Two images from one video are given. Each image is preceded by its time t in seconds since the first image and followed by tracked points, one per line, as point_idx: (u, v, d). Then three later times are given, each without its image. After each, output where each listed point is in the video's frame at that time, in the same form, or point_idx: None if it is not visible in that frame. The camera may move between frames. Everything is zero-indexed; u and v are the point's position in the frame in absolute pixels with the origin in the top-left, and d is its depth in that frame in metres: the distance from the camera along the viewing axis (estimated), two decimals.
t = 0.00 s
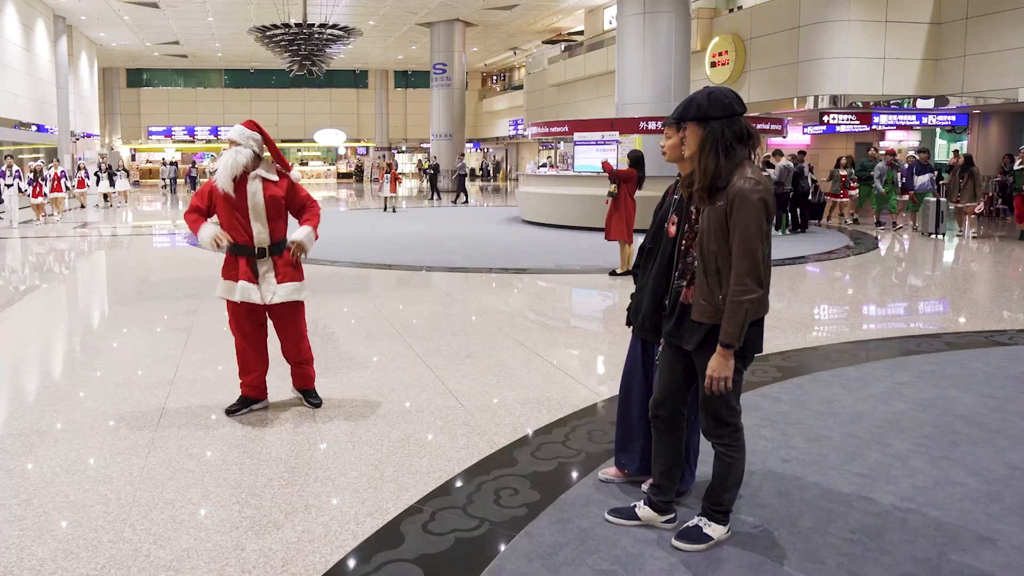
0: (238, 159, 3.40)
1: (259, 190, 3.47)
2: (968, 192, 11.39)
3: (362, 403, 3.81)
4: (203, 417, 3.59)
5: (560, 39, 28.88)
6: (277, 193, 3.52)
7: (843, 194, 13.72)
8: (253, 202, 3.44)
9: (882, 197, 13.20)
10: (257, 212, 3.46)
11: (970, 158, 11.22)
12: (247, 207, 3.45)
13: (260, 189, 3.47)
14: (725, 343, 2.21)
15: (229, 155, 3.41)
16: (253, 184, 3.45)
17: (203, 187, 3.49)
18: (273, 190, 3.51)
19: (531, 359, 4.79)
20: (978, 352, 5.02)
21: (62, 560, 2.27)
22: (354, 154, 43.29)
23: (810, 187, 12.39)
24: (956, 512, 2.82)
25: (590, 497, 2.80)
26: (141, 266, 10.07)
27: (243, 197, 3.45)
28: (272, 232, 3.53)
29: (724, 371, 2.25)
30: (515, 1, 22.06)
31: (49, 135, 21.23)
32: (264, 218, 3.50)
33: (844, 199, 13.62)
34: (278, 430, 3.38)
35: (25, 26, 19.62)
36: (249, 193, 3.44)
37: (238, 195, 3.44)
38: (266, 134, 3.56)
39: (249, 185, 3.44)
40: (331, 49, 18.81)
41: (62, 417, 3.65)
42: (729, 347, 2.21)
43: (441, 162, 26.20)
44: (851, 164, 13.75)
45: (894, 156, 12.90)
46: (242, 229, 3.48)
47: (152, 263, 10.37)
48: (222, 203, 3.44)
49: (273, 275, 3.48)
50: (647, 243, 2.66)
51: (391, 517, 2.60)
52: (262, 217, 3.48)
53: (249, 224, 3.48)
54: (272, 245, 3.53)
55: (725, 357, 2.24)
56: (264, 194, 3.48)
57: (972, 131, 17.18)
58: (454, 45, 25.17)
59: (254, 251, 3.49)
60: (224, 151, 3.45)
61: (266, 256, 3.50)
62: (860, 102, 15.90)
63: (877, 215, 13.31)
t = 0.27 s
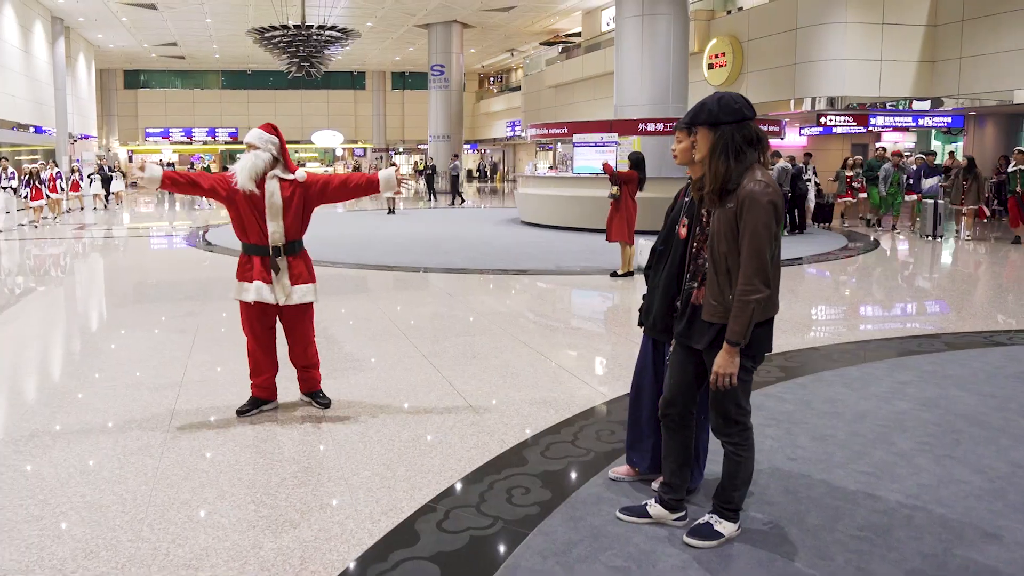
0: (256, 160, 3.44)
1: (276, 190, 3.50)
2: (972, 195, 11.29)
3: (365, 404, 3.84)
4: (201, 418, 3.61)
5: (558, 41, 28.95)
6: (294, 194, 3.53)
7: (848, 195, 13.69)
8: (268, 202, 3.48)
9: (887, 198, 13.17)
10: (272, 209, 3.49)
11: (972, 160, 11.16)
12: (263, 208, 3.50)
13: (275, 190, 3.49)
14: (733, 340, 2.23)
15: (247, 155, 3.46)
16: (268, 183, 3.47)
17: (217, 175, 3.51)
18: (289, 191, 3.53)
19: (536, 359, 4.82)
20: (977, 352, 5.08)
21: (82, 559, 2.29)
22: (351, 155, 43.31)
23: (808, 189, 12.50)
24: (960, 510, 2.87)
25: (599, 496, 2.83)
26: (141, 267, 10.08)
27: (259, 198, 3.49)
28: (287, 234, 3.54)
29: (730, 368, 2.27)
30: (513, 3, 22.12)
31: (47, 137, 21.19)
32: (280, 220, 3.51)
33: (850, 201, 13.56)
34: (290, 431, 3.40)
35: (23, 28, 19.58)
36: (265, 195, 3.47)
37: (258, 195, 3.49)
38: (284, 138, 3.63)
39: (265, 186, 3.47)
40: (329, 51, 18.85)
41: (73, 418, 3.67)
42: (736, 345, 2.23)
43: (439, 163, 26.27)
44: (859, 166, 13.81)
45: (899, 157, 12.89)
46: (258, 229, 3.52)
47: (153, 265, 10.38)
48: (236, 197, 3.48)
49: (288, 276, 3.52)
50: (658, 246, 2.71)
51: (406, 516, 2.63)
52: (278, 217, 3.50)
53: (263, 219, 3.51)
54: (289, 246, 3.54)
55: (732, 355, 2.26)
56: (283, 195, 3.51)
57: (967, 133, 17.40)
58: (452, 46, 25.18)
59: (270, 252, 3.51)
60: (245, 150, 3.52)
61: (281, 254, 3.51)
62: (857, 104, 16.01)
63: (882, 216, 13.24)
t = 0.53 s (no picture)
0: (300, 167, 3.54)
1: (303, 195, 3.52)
2: (976, 196, 11.28)
3: (373, 403, 3.84)
4: (206, 419, 3.59)
5: (556, 41, 28.96)
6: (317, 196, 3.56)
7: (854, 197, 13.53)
8: (295, 204, 3.49)
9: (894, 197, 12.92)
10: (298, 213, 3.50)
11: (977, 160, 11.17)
12: (288, 209, 3.49)
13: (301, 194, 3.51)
14: (755, 337, 2.23)
15: (283, 159, 3.54)
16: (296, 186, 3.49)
17: (246, 178, 3.54)
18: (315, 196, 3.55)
19: (546, 359, 4.84)
20: (983, 350, 5.11)
21: (108, 558, 2.30)
22: (349, 155, 43.27)
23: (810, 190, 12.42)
24: (975, 506, 2.89)
25: (616, 493, 2.85)
26: (143, 268, 10.04)
27: (285, 201, 3.50)
28: (309, 237, 3.55)
29: (752, 365, 2.26)
30: (513, 3, 22.13)
31: (45, 137, 21.11)
32: (305, 223, 3.52)
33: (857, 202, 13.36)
34: (305, 430, 3.41)
35: (21, 28, 19.50)
36: (292, 198, 3.48)
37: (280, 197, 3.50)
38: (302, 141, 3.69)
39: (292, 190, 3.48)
40: (327, 51, 18.85)
41: (86, 418, 3.68)
42: (758, 342, 2.23)
43: (438, 164, 26.26)
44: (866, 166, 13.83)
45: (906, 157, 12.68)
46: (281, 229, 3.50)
47: (155, 265, 10.36)
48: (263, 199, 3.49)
49: (309, 280, 3.52)
50: (677, 244, 2.72)
51: (426, 513, 2.64)
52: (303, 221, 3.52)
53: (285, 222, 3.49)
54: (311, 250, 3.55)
55: (754, 351, 2.26)
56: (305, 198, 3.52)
57: (965, 133, 17.57)
58: (451, 47, 25.15)
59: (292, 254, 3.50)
60: (278, 154, 3.57)
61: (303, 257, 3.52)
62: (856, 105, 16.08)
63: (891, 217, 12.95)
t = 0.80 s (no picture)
0: (325, 167, 3.47)
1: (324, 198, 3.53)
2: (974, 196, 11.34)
3: (376, 401, 3.82)
4: (205, 418, 3.56)
5: (552, 40, 28.94)
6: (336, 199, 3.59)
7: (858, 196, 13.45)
8: (316, 206, 3.49)
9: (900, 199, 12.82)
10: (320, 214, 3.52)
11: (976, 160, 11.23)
12: (309, 209, 3.49)
13: (322, 196, 3.52)
14: (783, 334, 2.23)
15: (303, 156, 3.47)
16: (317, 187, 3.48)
17: (266, 178, 3.49)
18: (334, 199, 3.56)
19: (556, 357, 4.84)
20: (990, 347, 5.13)
21: (131, 558, 2.27)
22: (346, 154, 43.20)
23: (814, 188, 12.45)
24: (995, 501, 2.89)
25: (637, 490, 2.84)
26: (145, 267, 9.99)
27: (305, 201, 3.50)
28: (327, 239, 3.57)
29: (779, 362, 2.26)
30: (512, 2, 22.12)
31: (41, 136, 20.98)
32: (326, 226, 3.55)
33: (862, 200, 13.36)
34: (320, 429, 3.39)
35: (17, 25, 19.37)
36: (313, 199, 3.48)
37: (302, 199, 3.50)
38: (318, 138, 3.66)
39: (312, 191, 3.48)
40: (325, 49, 18.78)
41: (96, 417, 3.66)
42: (786, 338, 2.23)
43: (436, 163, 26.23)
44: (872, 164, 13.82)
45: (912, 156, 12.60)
46: (304, 230, 3.52)
47: (157, 264, 10.31)
48: (285, 199, 3.48)
49: (330, 282, 3.52)
50: (697, 241, 2.71)
51: (448, 512, 2.63)
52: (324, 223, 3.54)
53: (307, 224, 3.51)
54: (331, 252, 3.56)
55: (781, 348, 2.26)
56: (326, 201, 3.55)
57: (960, 132, 17.83)
58: (447, 45, 25.18)
59: (313, 254, 3.50)
60: (298, 152, 3.48)
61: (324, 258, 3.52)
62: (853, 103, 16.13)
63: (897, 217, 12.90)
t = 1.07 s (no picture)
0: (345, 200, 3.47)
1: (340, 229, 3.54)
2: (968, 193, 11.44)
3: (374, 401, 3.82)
4: (197, 418, 3.57)
5: (544, 40, 28.92)
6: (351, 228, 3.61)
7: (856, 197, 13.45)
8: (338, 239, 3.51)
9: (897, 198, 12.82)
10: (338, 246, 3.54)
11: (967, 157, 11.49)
12: (332, 242, 3.49)
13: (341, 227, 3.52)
14: (800, 336, 2.23)
15: (330, 188, 3.44)
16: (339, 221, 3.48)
17: (289, 209, 3.41)
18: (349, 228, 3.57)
19: (558, 357, 4.84)
20: (988, 345, 5.17)
21: (145, 563, 2.25)
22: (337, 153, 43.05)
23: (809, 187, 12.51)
24: (1003, 498, 2.91)
25: (649, 490, 2.84)
26: (139, 268, 9.92)
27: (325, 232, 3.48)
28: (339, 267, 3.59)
29: (797, 363, 2.27)
30: (504, 1, 22.09)
31: (31, 136, 20.77)
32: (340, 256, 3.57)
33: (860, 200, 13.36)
34: (327, 431, 3.37)
35: (7, 25, 19.17)
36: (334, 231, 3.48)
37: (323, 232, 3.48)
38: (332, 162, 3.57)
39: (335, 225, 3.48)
40: (318, 49, 18.70)
41: (98, 418, 3.63)
42: (804, 340, 2.24)
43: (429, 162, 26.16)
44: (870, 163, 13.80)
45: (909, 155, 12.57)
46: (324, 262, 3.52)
47: (153, 264, 10.25)
48: (311, 232, 3.45)
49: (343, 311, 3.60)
50: (708, 241, 2.72)
51: (463, 513, 2.63)
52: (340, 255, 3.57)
53: (327, 257, 3.51)
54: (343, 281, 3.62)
55: (799, 350, 2.26)
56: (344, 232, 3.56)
57: (948, 131, 18.04)
58: (440, 45, 25.16)
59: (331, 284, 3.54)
60: (323, 181, 3.45)
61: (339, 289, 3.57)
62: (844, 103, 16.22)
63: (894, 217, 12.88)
